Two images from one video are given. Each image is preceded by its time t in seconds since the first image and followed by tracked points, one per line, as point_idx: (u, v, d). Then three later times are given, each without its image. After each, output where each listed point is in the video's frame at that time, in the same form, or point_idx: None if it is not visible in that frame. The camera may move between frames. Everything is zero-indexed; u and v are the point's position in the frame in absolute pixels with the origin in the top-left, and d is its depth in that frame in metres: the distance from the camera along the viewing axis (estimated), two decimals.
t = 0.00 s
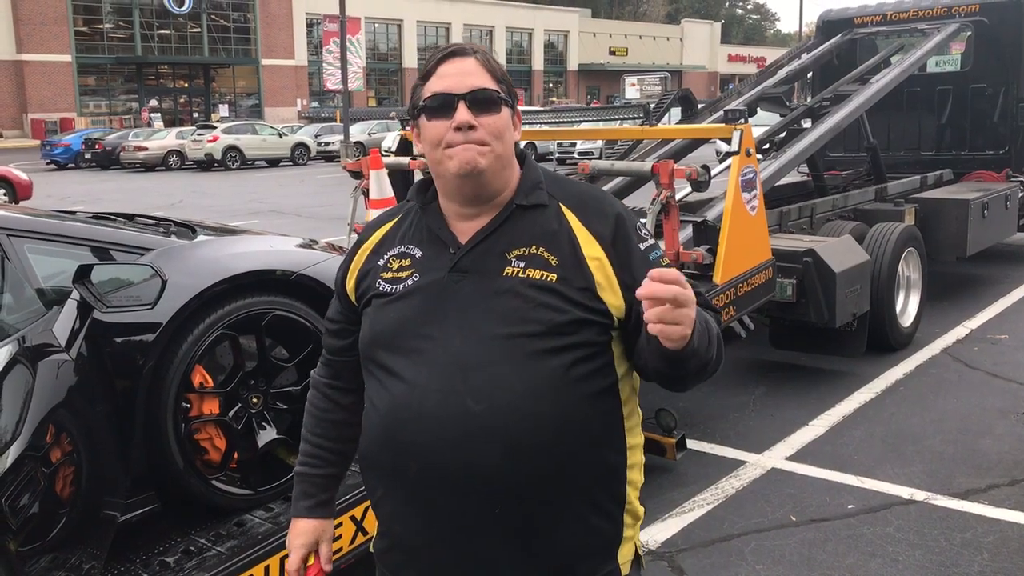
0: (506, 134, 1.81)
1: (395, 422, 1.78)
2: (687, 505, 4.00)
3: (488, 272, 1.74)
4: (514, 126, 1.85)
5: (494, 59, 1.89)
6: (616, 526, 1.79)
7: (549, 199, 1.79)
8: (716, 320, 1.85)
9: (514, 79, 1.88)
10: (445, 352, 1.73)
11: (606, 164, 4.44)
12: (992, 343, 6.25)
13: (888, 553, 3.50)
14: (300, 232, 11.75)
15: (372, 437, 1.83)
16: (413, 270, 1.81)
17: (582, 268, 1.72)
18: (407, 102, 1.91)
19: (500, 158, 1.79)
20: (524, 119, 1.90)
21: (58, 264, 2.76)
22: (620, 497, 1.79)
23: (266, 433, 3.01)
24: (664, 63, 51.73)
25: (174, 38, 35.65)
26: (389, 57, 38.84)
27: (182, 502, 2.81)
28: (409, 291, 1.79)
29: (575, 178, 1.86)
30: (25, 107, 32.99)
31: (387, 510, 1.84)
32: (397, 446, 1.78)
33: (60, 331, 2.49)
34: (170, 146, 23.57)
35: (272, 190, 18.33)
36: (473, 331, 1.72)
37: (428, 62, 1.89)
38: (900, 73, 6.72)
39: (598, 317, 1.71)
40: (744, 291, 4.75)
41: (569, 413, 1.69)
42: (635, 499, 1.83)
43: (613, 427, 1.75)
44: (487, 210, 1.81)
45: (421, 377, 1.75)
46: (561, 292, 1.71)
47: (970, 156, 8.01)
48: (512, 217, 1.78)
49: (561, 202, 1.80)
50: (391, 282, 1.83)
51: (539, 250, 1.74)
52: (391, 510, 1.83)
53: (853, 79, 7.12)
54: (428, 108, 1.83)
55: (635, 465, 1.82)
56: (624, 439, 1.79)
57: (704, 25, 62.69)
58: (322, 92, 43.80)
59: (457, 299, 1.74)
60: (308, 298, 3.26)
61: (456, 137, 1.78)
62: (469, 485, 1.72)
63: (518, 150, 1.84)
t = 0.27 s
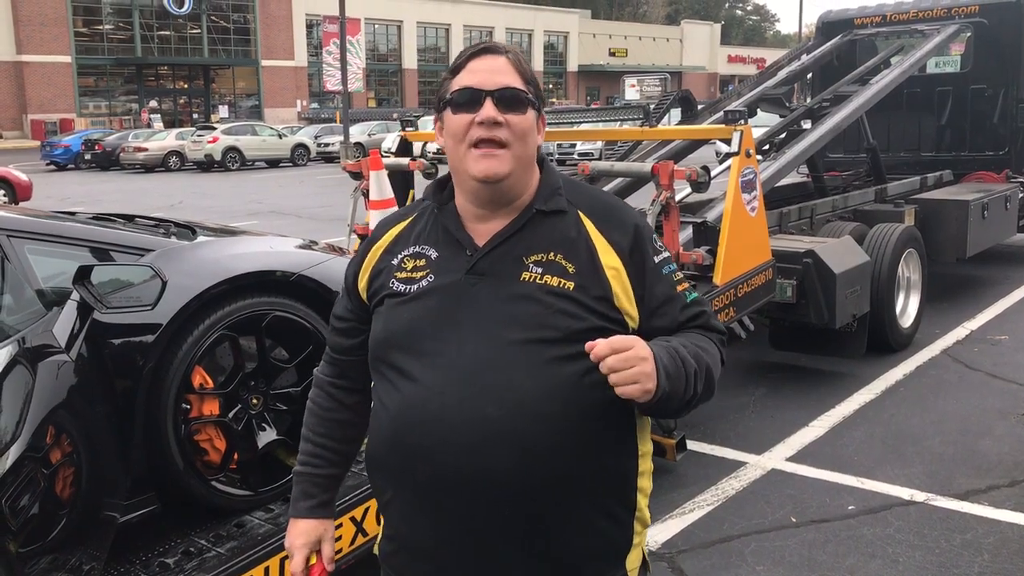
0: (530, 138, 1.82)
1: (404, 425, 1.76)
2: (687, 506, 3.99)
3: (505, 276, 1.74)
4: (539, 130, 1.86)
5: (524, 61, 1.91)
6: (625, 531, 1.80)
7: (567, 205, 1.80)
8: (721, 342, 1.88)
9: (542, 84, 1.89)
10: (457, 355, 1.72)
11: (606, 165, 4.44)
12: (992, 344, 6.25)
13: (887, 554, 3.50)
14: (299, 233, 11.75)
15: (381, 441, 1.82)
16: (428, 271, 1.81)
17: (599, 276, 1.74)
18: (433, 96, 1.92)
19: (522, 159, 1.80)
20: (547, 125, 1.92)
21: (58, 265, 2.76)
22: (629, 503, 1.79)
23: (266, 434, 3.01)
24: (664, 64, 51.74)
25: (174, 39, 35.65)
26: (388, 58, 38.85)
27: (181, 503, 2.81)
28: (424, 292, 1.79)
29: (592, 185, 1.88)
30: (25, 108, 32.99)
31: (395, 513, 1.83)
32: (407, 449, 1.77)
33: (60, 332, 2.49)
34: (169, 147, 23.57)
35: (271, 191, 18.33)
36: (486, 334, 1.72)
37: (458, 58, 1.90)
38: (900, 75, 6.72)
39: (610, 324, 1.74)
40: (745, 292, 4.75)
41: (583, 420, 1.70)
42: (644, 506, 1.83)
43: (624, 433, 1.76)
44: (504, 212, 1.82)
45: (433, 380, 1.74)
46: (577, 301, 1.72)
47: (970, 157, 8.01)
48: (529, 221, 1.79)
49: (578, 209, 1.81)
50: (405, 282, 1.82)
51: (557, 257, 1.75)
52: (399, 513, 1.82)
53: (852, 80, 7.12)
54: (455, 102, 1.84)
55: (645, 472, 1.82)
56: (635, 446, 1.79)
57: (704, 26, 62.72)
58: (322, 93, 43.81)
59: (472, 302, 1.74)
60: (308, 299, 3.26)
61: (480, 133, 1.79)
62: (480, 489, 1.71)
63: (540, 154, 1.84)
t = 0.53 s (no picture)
0: (558, 140, 1.81)
1: (422, 429, 1.76)
2: (687, 507, 4.00)
3: (526, 281, 1.74)
4: (565, 132, 1.85)
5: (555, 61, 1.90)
6: (639, 540, 1.80)
7: (590, 210, 1.80)
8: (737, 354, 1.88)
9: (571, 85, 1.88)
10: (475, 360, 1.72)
11: (606, 167, 4.45)
12: (990, 346, 6.26)
13: (886, 556, 3.50)
14: (299, 234, 11.76)
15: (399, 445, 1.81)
16: (447, 272, 1.79)
17: (621, 284, 1.75)
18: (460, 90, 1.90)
19: (548, 161, 1.79)
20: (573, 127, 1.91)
21: (58, 265, 2.76)
22: (644, 512, 1.79)
23: (265, 435, 3.01)
24: (663, 65, 51.77)
25: (173, 39, 35.67)
26: (388, 59, 38.86)
27: (180, 504, 2.81)
28: (443, 294, 1.77)
29: (614, 191, 1.88)
30: (24, 109, 32.98)
31: (408, 520, 1.83)
32: (424, 453, 1.77)
33: (59, 333, 2.48)
34: (169, 148, 23.56)
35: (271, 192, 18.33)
36: (506, 339, 1.71)
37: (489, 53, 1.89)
38: (899, 77, 6.73)
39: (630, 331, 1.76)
40: (745, 294, 4.76)
41: (601, 428, 1.70)
42: (659, 514, 1.83)
43: (640, 442, 1.76)
44: (528, 214, 1.81)
45: (451, 386, 1.73)
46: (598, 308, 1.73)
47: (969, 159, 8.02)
48: (553, 224, 1.78)
49: (602, 215, 1.82)
50: (423, 282, 1.81)
51: (580, 262, 1.74)
52: (413, 519, 1.81)
53: (852, 82, 7.13)
54: (484, 99, 1.82)
55: (660, 481, 1.82)
56: (652, 454, 1.79)
57: (703, 27, 62.76)
58: (322, 94, 43.83)
59: (492, 306, 1.73)
60: (309, 301, 3.27)
61: (509, 132, 1.78)
62: (496, 495, 1.71)
63: (566, 157, 1.84)
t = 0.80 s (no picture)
0: (587, 149, 1.81)
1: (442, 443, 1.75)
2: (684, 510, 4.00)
3: (552, 291, 1.73)
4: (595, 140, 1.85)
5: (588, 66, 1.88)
6: (661, 553, 1.80)
7: (617, 218, 1.80)
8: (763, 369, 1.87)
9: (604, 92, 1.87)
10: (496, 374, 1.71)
11: (604, 169, 4.45)
12: (987, 349, 6.27)
13: (883, 559, 3.50)
14: (297, 235, 11.75)
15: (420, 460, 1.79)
16: (470, 279, 1.77)
17: (649, 295, 1.75)
18: (490, 92, 1.89)
19: (577, 170, 1.79)
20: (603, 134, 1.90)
21: (56, 266, 2.76)
22: (665, 526, 1.79)
23: (263, 436, 3.01)
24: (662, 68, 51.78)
25: (172, 40, 35.67)
26: (386, 61, 38.86)
27: (178, 506, 2.80)
28: (467, 301, 1.75)
29: (641, 199, 1.87)
30: (22, 109, 32.95)
31: (427, 533, 1.81)
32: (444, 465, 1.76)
33: (58, 333, 2.48)
34: (167, 149, 23.55)
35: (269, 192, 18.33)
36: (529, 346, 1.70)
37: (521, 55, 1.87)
38: (897, 80, 6.73)
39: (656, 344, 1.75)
40: (744, 296, 4.78)
41: (625, 443, 1.70)
42: (680, 527, 1.83)
43: (664, 457, 1.76)
44: (553, 221, 1.80)
45: (476, 401, 1.72)
46: (623, 320, 1.72)
47: (966, 162, 8.03)
48: (579, 233, 1.77)
49: (629, 223, 1.81)
50: (444, 288, 1.79)
51: (606, 273, 1.74)
52: (432, 532, 1.80)
53: (850, 85, 7.13)
54: (514, 103, 1.81)
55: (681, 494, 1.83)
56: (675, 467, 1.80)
57: (702, 29, 62.82)
58: (320, 95, 43.83)
59: (518, 317, 1.72)
60: (308, 302, 3.27)
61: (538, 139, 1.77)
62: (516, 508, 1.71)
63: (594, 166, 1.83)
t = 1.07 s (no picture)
0: (625, 161, 1.77)
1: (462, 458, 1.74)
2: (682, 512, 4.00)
3: (582, 303, 1.70)
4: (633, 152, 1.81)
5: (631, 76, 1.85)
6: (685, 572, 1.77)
7: (651, 229, 1.76)
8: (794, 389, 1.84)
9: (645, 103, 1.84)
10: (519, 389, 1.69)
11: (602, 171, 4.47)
12: (984, 352, 6.28)
13: (879, 562, 3.51)
14: (294, 236, 11.76)
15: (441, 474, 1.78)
16: (497, 286, 1.75)
17: (681, 312, 1.73)
18: (528, 94, 1.85)
19: (613, 183, 1.76)
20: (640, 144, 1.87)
21: (53, 267, 2.76)
22: (690, 545, 1.77)
23: (259, 438, 3.01)
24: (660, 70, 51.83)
25: (169, 41, 35.66)
26: (384, 62, 38.86)
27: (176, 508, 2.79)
28: (494, 309, 1.73)
29: (675, 209, 1.84)
30: (19, 109, 32.91)
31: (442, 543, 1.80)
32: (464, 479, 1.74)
33: (54, 335, 2.49)
34: (164, 149, 23.53)
35: (266, 193, 18.33)
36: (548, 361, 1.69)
37: (564, 59, 1.83)
38: (894, 83, 6.74)
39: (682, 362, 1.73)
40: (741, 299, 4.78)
41: (647, 461, 1.68)
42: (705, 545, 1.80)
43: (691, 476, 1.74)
44: (585, 231, 1.77)
45: (497, 413, 1.70)
46: (653, 336, 1.70)
47: (963, 165, 8.05)
48: (611, 244, 1.74)
49: (662, 235, 1.78)
50: (470, 294, 1.76)
51: (638, 287, 1.71)
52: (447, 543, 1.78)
53: (846, 89, 7.14)
54: (552, 110, 1.77)
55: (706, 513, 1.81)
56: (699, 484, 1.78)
57: (699, 32, 62.89)
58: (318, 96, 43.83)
59: (546, 329, 1.70)
60: (305, 304, 3.27)
61: (575, 151, 1.74)
62: (536, 524, 1.69)
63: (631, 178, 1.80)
